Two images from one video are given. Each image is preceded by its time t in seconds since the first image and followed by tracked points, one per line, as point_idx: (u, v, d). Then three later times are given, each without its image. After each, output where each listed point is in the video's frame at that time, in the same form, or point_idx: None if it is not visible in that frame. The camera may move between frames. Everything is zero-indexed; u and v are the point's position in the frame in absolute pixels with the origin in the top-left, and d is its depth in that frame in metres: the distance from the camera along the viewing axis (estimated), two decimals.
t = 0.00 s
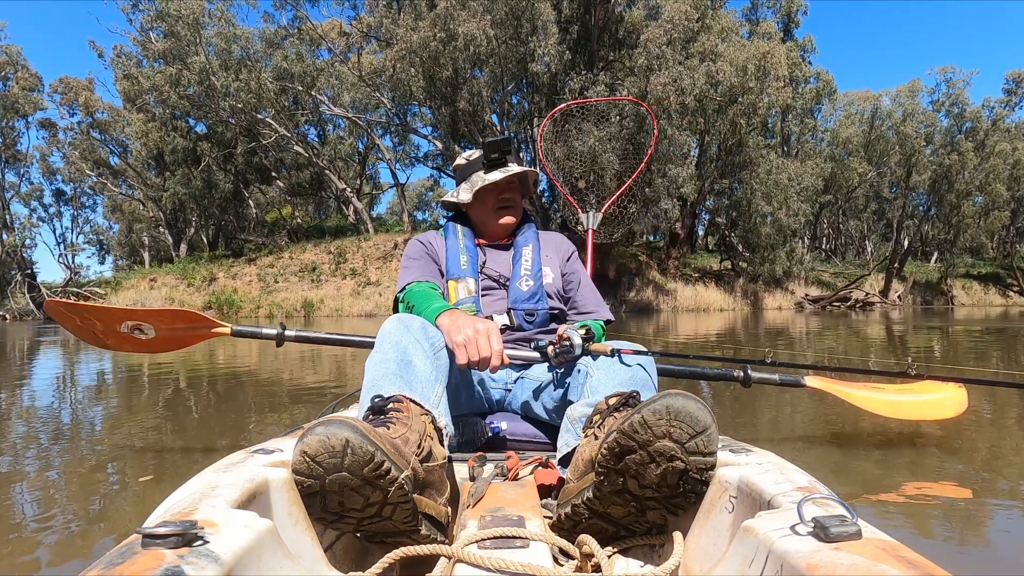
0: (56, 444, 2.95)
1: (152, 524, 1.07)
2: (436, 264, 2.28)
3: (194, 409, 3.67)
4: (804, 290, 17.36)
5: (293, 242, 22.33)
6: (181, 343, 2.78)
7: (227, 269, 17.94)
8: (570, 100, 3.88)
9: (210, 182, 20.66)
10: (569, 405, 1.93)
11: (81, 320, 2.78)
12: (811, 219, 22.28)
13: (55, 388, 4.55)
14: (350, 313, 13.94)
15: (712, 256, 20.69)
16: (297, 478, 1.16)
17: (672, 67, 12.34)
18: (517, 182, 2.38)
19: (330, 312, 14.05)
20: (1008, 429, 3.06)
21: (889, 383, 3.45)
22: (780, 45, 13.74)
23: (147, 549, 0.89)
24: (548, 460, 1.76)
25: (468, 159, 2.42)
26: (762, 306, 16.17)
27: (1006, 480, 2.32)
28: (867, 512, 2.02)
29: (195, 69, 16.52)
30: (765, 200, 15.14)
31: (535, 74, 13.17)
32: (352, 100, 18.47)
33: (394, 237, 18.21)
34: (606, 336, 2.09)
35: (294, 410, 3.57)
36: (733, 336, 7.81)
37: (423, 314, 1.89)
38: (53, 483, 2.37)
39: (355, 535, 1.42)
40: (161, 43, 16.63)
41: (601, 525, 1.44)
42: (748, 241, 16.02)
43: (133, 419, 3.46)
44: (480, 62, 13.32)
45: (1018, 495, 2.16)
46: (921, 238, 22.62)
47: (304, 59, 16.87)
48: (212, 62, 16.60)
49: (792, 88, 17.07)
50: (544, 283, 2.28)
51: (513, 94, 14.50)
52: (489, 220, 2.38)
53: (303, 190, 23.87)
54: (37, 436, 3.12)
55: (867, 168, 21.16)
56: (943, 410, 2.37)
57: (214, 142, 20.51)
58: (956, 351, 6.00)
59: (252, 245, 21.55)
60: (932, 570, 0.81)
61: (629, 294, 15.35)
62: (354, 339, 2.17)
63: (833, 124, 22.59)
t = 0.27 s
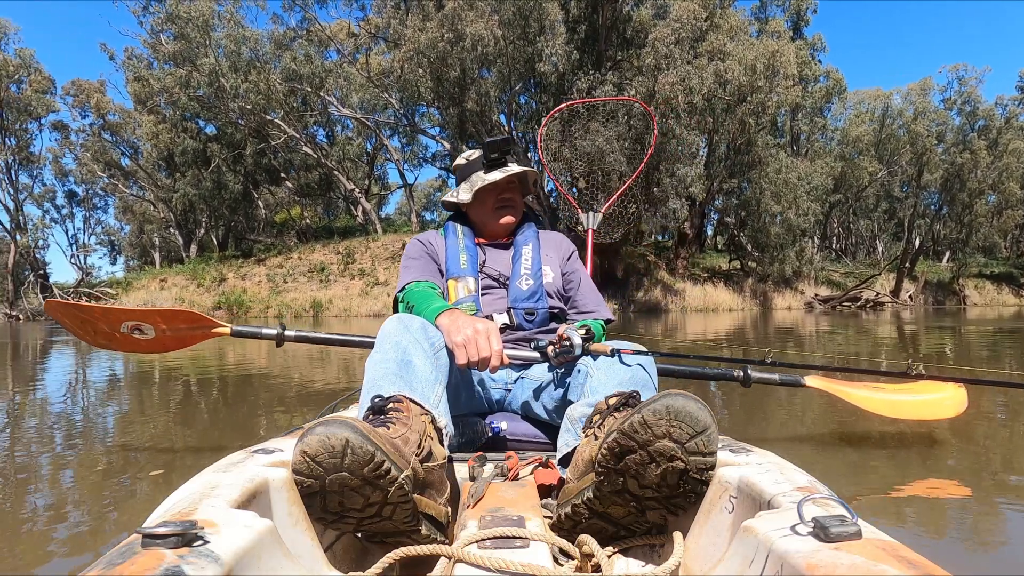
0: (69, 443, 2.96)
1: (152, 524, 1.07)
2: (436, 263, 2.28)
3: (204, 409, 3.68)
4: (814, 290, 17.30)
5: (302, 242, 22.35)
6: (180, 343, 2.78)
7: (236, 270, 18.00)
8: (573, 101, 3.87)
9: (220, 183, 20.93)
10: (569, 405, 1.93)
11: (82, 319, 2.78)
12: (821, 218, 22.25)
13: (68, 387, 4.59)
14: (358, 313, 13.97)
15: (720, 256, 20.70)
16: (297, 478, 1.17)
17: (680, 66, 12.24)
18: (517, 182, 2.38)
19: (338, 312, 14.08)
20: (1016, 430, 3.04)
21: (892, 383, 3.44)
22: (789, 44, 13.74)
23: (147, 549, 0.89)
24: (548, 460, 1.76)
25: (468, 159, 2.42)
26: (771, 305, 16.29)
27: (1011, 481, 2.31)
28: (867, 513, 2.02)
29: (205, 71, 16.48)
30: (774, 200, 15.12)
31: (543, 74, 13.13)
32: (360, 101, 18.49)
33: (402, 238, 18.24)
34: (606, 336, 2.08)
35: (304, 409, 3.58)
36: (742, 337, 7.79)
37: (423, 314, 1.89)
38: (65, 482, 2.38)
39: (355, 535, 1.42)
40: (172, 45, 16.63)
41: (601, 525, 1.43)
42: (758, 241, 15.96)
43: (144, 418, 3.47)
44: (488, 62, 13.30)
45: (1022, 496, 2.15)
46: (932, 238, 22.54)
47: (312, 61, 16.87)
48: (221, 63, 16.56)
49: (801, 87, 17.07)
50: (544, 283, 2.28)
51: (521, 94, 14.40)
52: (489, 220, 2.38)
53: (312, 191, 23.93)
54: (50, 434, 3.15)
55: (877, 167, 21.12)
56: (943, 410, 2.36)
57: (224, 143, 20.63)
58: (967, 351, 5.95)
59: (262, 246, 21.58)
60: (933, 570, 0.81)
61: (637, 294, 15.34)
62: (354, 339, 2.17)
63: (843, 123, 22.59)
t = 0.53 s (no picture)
0: (82, 442, 2.98)
1: (153, 524, 1.07)
2: (436, 263, 2.28)
3: (214, 408, 3.69)
4: (823, 289, 17.23)
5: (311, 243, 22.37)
6: (180, 343, 2.78)
7: (246, 271, 18.07)
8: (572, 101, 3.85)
9: (229, 184, 21.02)
10: (569, 405, 1.93)
11: (82, 319, 2.77)
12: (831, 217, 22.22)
13: (80, 386, 4.62)
14: (367, 313, 14.00)
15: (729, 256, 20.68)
16: (297, 478, 1.16)
17: (687, 65, 12.22)
18: (518, 182, 2.38)
19: (347, 312, 14.10)
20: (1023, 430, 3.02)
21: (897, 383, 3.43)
22: (799, 42, 13.71)
23: (147, 549, 0.89)
24: (548, 460, 1.76)
25: (468, 159, 2.42)
26: (780, 305, 16.22)
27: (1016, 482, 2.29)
28: (869, 513, 2.01)
29: (214, 72, 16.62)
30: (783, 199, 15.09)
31: (550, 73, 13.08)
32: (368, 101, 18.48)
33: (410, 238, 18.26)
34: (606, 336, 2.08)
35: (313, 409, 3.58)
36: (752, 336, 7.77)
37: (423, 314, 1.89)
38: (77, 481, 2.40)
39: (356, 535, 1.42)
40: (181, 48, 16.62)
41: (601, 525, 1.43)
42: (767, 241, 15.91)
43: (155, 417, 3.49)
44: (495, 62, 13.19)
45: None
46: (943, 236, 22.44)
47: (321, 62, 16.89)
48: (230, 65, 16.65)
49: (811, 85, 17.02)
50: (544, 283, 2.28)
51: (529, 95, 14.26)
52: (489, 220, 2.39)
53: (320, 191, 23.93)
54: (63, 433, 3.17)
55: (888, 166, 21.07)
56: (943, 410, 2.36)
57: (233, 145, 20.73)
58: (979, 351, 5.91)
59: (271, 246, 21.62)
60: (933, 570, 0.81)
61: (645, 294, 15.34)
62: (354, 339, 2.17)
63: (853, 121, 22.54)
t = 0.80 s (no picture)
0: (94, 441, 3.00)
1: (152, 525, 1.06)
2: (436, 263, 2.28)
3: (224, 408, 3.71)
4: (832, 288, 17.16)
5: (320, 242, 22.41)
6: (181, 343, 2.78)
7: (255, 270, 18.14)
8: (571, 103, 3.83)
9: (238, 184, 21.08)
10: (569, 405, 1.94)
11: (80, 317, 2.77)
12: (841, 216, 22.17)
13: (92, 385, 4.64)
14: (375, 313, 14.04)
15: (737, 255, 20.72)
16: (297, 478, 1.17)
17: (695, 63, 12.11)
18: (518, 183, 2.38)
19: (355, 311, 14.12)
20: None
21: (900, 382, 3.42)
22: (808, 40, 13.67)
23: (147, 549, 0.89)
24: (548, 460, 1.76)
25: (468, 159, 2.42)
26: (789, 304, 16.15)
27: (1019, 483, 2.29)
28: (868, 512, 2.02)
29: (222, 74, 16.32)
30: (792, 198, 15.04)
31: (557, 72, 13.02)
32: (376, 101, 18.50)
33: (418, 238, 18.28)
34: (606, 336, 2.09)
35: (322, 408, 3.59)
36: (761, 336, 7.74)
37: (423, 314, 1.89)
38: (89, 479, 2.42)
39: (355, 535, 1.42)
40: (191, 49, 16.69)
41: (601, 526, 1.43)
42: (776, 239, 15.85)
43: (166, 417, 3.50)
44: (502, 62, 13.17)
45: None
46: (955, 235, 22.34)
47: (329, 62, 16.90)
48: (239, 66, 16.44)
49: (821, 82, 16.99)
50: (544, 283, 2.28)
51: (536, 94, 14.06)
52: (490, 220, 2.38)
53: (328, 191, 23.95)
54: (74, 433, 3.18)
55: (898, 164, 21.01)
56: (943, 411, 2.36)
57: (242, 145, 20.84)
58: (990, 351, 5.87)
59: (280, 246, 21.67)
60: (933, 569, 0.81)
61: (653, 294, 15.33)
62: (353, 339, 2.17)
63: (863, 120, 22.49)
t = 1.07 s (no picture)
0: (106, 440, 3.01)
1: (152, 524, 1.07)
2: (436, 263, 2.28)
3: (233, 406, 3.72)
4: (842, 288, 17.08)
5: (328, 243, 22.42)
6: (180, 343, 2.78)
7: (263, 271, 18.19)
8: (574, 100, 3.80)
9: (246, 185, 21.14)
10: (569, 405, 1.94)
11: (80, 317, 2.77)
12: (850, 215, 22.15)
13: (102, 384, 4.67)
14: (382, 313, 14.08)
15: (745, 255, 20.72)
16: (297, 478, 1.17)
17: (703, 62, 12.14)
18: (518, 183, 2.37)
19: (363, 311, 14.16)
20: None
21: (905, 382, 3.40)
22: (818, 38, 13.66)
23: (147, 549, 0.89)
24: (548, 460, 1.76)
25: (469, 160, 2.42)
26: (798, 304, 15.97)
27: None
28: (871, 512, 2.01)
29: (231, 75, 16.72)
30: (801, 197, 15.00)
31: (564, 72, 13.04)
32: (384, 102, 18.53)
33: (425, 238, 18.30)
34: (606, 336, 2.08)
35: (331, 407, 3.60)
36: (771, 336, 7.73)
37: (424, 314, 1.89)
38: (100, 478, 2.43)
39: (355, 535, 1.42)
40: (199, 51, 16.78)
41: (601, 525, 1.43)
42: (785, 239, 15.79)
43: (176, 415, 3.52)
44: (510, 62, 13.22)
45: None
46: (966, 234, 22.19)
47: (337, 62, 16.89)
48: (248, 68, 16.66)
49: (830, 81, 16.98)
50: (545, 283, 2.28)
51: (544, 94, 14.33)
52: (490, 220, 2.38)
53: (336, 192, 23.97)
54: (86, 432, 3.20)
55: (908, 162, 20.95)
56: (943, 410, 2.36)
57: (251, 146, 20.90)
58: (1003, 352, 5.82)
59: (288, 247, 21.70)
60: (933, 570, 0.81)
61: (661, 294, 15.34)
62: (354, 339, 2.17)
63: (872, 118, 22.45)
